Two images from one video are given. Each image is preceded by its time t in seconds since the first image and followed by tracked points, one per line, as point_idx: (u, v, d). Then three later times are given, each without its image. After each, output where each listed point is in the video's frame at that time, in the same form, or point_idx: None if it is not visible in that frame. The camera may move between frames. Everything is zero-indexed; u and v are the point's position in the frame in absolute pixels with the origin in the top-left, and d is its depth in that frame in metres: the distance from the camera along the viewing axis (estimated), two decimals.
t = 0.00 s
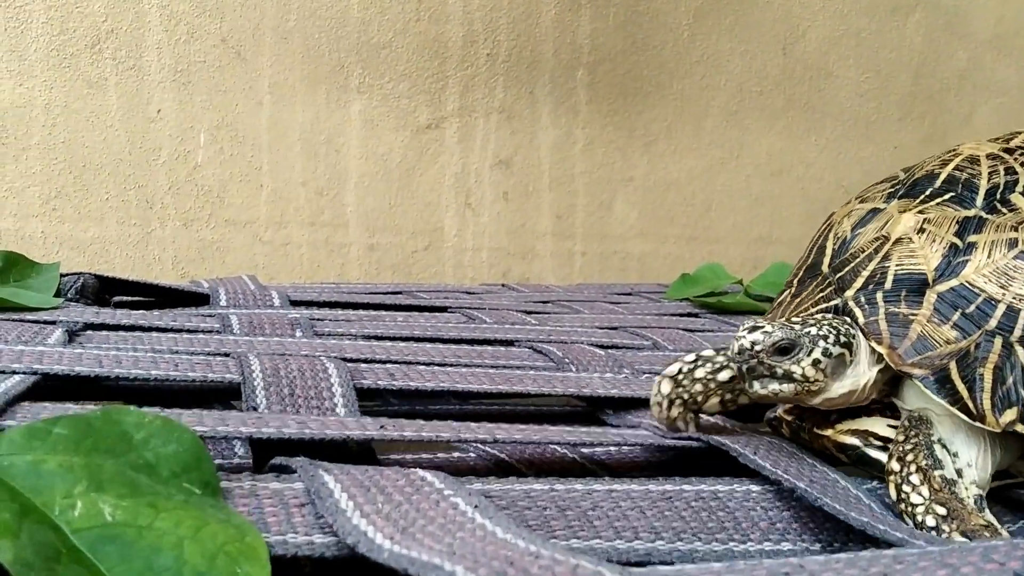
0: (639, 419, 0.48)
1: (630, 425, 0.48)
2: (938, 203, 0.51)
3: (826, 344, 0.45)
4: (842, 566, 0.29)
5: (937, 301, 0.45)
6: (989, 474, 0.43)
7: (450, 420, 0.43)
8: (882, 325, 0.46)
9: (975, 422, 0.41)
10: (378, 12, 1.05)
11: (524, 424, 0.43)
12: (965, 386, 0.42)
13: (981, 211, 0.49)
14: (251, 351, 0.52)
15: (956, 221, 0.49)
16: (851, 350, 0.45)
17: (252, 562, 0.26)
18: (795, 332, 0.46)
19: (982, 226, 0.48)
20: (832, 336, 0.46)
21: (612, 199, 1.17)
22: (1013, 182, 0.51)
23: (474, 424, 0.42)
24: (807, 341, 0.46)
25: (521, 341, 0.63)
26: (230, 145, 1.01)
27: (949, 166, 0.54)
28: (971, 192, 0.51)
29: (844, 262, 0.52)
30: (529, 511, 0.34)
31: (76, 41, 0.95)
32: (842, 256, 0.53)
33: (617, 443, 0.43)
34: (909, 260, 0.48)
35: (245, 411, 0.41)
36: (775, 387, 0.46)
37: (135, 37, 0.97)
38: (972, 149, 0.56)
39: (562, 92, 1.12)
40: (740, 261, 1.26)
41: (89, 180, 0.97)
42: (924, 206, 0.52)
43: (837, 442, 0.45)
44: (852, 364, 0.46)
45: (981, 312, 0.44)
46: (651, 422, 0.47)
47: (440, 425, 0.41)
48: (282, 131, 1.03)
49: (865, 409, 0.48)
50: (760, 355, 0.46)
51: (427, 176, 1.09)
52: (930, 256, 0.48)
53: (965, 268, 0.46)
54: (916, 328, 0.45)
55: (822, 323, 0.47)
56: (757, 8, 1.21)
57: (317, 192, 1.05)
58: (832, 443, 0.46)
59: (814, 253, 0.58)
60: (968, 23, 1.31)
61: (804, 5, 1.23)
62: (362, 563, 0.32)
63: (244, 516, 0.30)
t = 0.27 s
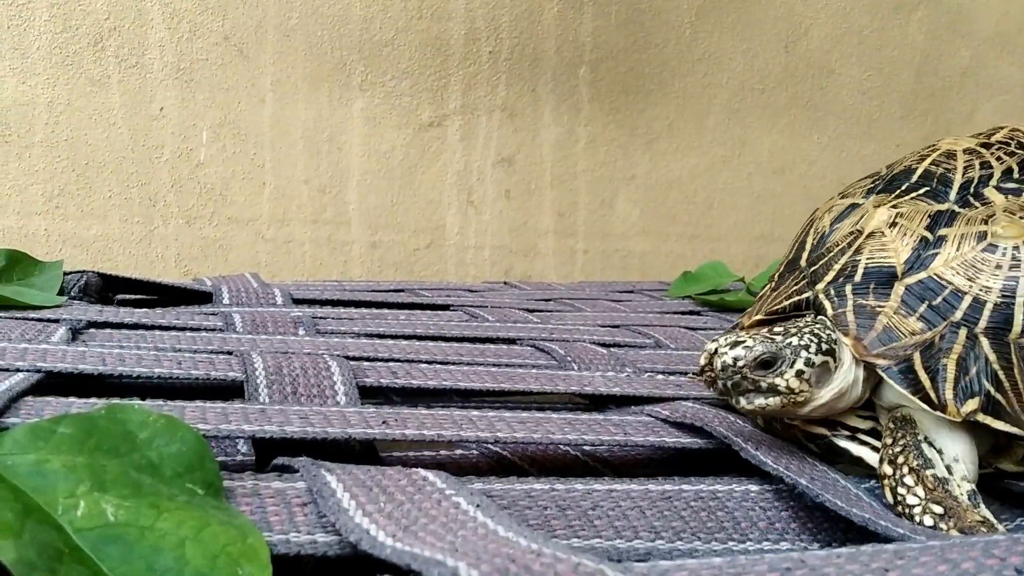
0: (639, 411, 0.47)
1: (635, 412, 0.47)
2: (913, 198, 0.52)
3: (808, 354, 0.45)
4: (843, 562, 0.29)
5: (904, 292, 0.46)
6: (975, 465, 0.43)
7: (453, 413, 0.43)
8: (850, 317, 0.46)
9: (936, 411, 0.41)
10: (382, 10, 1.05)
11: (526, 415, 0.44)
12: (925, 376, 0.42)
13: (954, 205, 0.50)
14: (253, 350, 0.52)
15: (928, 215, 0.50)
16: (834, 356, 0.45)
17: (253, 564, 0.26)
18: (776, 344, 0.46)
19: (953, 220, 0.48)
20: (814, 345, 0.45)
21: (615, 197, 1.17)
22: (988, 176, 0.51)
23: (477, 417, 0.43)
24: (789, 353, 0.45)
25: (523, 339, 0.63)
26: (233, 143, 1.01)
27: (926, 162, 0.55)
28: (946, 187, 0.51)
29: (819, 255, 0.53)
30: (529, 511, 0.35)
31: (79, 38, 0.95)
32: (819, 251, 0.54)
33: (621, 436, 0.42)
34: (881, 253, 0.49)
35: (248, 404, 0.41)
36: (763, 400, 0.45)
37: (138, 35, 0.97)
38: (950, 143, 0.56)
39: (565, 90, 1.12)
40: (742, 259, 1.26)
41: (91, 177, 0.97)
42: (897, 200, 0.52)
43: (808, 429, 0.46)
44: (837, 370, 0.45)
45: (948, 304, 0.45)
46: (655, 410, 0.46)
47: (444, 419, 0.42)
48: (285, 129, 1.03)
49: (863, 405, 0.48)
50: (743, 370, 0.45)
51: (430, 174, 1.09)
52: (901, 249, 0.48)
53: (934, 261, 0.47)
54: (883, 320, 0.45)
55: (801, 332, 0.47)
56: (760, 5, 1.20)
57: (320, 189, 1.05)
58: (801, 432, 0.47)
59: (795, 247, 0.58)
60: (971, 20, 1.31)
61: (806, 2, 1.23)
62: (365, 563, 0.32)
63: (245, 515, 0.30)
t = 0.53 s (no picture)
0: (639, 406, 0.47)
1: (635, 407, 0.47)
2: (914, 191, 0.52)
3: (798, 340, 0.46)
4: (845, 559, 0.29)
5: (900, 284, 0.46)
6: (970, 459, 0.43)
7: (456, 408, 0.43)
8: (845, 307, 0.47)
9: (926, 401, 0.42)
10: (382, 9, 1.05)
11: (528, 410, 0.44)
12: (917, 364, 0.42)
13: (955, 200, 0.50)
14: (254, 348, 0.52)
15: (927, 209, 0.50)
16: (823, 344, 0.46)
17: (255, 559, 0.26)
18: (766, 329, 0.47)
19: (952, 214, 0.49)
20: (803, 332, 0.46)
21: (616, 196, 1.17)
22: (989, 172, 0.51)
23: (479, 411, 0.43)
24: (779, 337, 0.47)
25: (525, 337, 0.63)
26: (234, 142, 1.01)
27: (929, 157, 0.55)
28: (947, 182, 0.52)
29: (819, 247, 0.54)
30: (530, 507, 0.35)
31: (80, 37, 0.95)
32: (819, 243, 0.54)
33: (623, 429, 0.42)
34: (880, 244, 0.49)
35: (250, 399, 0.41)
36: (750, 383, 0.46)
37: (139, 34, 0.97)
38: (955, 138, 0.56)
39: (566, 89, 1.12)
40: (744, 258, 1.26)
41: (92, 176, 0.97)
42: (898, 193, 0.53)
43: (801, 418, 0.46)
44: (825, 359, 0.46)
45: (943, 297, 0.45)
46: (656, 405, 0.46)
47: (445, 413, 0.42)
48: (286, 128, 1.03)
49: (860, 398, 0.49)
50: (732, 351, 0.46)
51: (431, 173, 1.09)
52: (899, 241, 0.49)
53: (931, 254, 0.47)
54: (878, 310, 0.46)
55: (792, 320, 0.48)
56: (762, 4, 1.20)
57: (321, 188, 1.05)
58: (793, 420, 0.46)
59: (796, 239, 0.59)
60: (972, 19, 1.31)
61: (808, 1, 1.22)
62: (366, 558, 0.32)
63: (245, 510, 0.30)
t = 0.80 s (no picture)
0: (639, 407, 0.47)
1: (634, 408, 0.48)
2: (912, 191, 0.52)
3: (778, 326, 0.47)
4: (845, 557, 0.29)
5: (897, 284, 0.46)
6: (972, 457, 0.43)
7: (457, 409, 0.43)
8: (842, 306, 0.47)
9: (921, 399, 0.41)
10: (383, 9, 1.04)
11: (528, 411, 0.44)
12: (912, 360, 0.42)
13: (953, 200, 0.50)
14: (256, 349, 0.52)
15: (925, 208, 0.50)
16: (803, 333, 0.47)
17: (256, 557, 0.26)
18: (749, 314, 0.48)
19: (949, 213, 0.49)
20: (784, 319, 0.47)
21: (616, 196, 1.17)
22: (987, 172, 0.51)
23: (480, 413, 0.43)
24: (760, 324, 0.48)
25: (526, 338, 0.63)
26: (235, 142, 1.01)
27: (928, 158, 0.55)
28: (945, 182, 0.52)
29: (817, 248, 0.54)
30: (529, 505, 0.35)
31: (82, 38, 0.96)
32: (818, 243, 0.55)
33: (624, 429, 0.42)
34: (877, 243, 0.49)
35: (250, 400, 0.41)
36: (726, 365, 0.47)
37: (140, 34, 0.97)
38: (955, 140, 0.56)
39: (567, 88, 1.12)
40: (744, 257, 1.26)
41: (93, 176, 0.97)
42: (896, 194, 0.53)
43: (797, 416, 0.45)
44: (805, 347, 0.47)
45: (939, 296, 0.45)
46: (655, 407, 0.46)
47: (445, 414, 0.42)
48: (286, 129, 1.03)
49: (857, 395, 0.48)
50: (713, 334, 0.48)
51: (432, 173, 1.09)
52: (896, 240, 0.49)
53: (929, 253, 0.47)
54: (875, 309, 0.46)
55: (777, 307, 0.49)
56: (763, 4, 1.20)
57: (322, 188, 1.05)
58: (790, 417, 0.45)
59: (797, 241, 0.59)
60: (973, 19, 1.31)
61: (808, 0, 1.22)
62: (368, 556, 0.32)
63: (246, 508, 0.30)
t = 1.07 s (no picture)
0: (638, 414, 0.47)
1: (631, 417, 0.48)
2: (893, 193, 0.52)
3: (766, 336, 0.48)
4: (846, 552, 0.29)
5: (876, 286, 0.47)
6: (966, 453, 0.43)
7: (457, 417, 0.44)
8: (821, 311, 0.47)
9: (898, 402, 0.42)
10: (383, 8, 1.04)
11: (527, 418, 0.44)
12: (887, 362, 0.43)
13: (933, 201, 0.50)
14: (256, 355, 0.52)
15: (905, 211, 0.50)
16: (792, 341, 0.47)
17: (257, 558, 0.26)
18: (738, 326, 0.50)
19: (929, 215, 0.49)
20: (772, 329, 0.48)
21: (617, 196, 1.17)
22: (968, 171, 0.51)
23: (480, 420, 0.43)
24: (748, 335, 0.49)
25: (526, 339, 0.63)
26: (235, 142, 1.01)
27: (912, 158, 0.55)
28: (925, 183, 0.52)
29: (802, 251, 0.54)
30: (530, 505, 0.35)
31: (82, 38, 0.96)
32: (803, 246, 0.55)
33: (623, 436, 0.42)
34: (858, 246, 0.49)
35: (250, 408, 0.41)
36: (719, 376, 0.48)
37: (141, 34, 0.97)
38: (940, 138, 0.56)
39: (567, 88, 1.12)
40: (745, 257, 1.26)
41: (95, 176, 0.98)
42: (878, 196, 0.53)
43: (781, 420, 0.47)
44: (795, 354, 0.47)
45: (916, 298, 0.45)
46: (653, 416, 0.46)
47: (445, 421, 0.42)
48: (287, 128, 1.03)
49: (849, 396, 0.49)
50: (703, 346, 0.49)
51: (432, 173, 1.09)
52: (876, 243, 0.49)
53: (907, 255, 0.47)
54: (854, 313, 0.46)
55: (764, 316, 0.50)
56: (763, 4, 1.20)
57: (323, 188, 1.05)
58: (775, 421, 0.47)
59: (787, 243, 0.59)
60: (973, 19, 1.31)
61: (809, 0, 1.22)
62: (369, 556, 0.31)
63: (246, 507, 0.30)
